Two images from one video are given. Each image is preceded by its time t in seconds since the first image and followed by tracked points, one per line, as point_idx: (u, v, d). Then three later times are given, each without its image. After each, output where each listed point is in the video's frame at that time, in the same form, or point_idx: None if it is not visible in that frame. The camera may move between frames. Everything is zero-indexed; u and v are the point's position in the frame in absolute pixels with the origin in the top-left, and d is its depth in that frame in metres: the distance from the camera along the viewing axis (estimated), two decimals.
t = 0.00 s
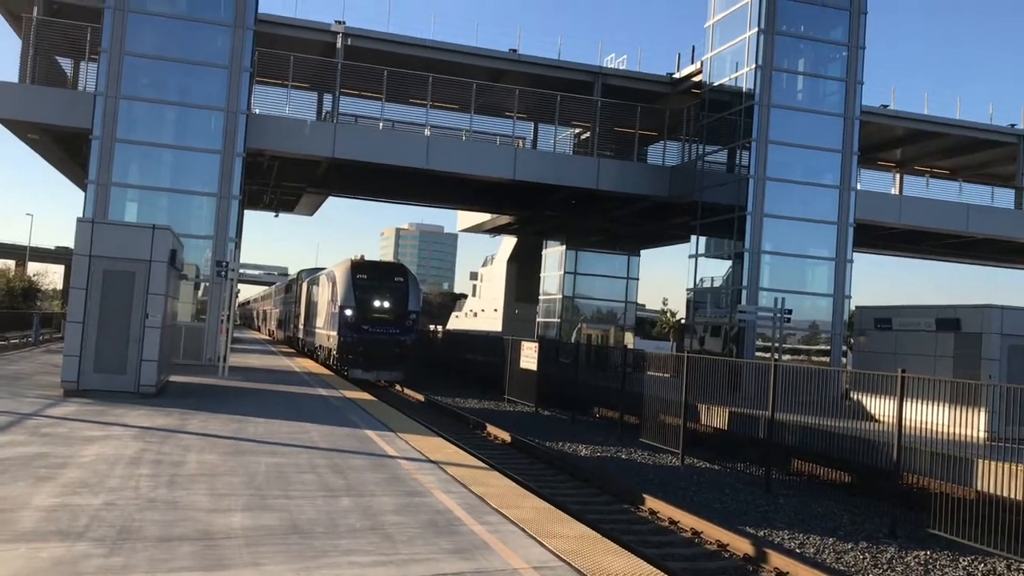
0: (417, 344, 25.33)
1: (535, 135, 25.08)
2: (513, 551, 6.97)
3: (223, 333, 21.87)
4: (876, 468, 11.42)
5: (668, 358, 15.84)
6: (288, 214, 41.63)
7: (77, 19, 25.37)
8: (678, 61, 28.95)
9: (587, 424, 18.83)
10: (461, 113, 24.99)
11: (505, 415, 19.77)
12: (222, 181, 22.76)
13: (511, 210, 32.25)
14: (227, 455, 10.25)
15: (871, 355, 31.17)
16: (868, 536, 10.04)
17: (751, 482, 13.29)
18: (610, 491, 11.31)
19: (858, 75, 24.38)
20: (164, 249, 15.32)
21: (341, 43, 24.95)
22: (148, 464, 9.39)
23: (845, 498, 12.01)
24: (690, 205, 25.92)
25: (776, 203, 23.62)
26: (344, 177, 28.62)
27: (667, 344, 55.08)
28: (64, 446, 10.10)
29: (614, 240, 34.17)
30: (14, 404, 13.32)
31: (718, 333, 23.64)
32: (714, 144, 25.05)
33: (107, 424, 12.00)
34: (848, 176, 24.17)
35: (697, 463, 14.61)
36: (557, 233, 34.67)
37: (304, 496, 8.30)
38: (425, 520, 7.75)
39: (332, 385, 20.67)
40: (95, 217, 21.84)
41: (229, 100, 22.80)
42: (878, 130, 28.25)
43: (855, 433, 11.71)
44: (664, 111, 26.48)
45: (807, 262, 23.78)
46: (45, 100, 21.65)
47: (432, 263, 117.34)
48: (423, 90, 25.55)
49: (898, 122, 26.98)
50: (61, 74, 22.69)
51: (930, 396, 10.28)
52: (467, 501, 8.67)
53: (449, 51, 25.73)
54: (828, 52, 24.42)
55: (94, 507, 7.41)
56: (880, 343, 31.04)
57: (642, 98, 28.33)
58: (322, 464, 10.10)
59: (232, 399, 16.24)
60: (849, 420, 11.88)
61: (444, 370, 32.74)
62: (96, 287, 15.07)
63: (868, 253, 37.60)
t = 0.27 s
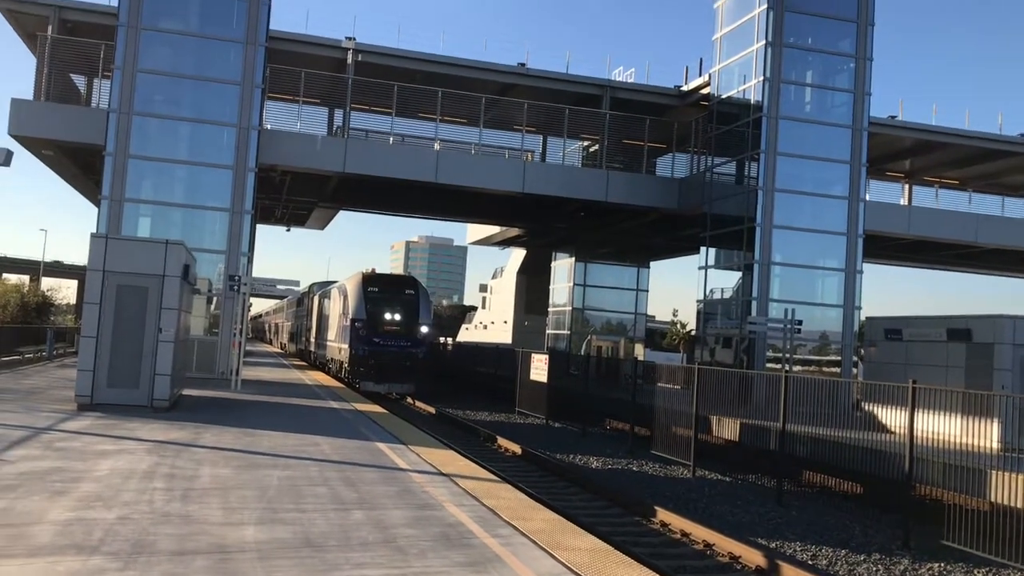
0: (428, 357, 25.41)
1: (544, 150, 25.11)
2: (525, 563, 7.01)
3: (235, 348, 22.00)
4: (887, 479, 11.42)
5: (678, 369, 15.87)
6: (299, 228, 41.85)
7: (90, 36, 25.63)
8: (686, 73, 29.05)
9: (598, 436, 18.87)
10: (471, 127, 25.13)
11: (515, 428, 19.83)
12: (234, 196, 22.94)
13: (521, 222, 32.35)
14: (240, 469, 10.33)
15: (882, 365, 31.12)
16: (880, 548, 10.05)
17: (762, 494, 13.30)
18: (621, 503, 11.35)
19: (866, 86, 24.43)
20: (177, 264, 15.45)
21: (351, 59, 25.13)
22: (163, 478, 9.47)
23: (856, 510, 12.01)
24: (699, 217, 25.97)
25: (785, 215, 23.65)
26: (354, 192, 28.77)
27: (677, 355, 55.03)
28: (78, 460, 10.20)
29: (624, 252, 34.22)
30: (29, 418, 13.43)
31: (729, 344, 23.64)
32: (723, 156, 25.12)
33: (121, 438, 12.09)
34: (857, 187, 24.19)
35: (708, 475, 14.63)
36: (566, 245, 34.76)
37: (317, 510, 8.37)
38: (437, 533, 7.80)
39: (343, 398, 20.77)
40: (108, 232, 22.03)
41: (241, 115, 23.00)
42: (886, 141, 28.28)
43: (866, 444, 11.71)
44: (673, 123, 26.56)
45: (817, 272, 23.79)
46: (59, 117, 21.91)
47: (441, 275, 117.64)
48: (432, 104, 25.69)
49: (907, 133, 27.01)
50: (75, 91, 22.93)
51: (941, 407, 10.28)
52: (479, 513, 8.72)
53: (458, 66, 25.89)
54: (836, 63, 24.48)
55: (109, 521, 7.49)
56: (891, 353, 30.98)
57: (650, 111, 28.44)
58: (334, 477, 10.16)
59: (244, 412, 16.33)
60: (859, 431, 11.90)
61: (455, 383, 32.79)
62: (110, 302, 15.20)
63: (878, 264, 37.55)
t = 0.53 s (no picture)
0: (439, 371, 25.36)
1: (553, 162, 25.11)
2: None
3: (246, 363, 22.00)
4: (901, 492, 11.29)
5: (689, 382, 15.80)
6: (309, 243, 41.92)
7: (101, 53, 25.78)
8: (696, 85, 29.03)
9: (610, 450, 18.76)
10: (480, 140, 25.15)
11: (526, 441, 19.75)
12: (243, 211, 22.98)
13: (531, 235, 32.32)
14: (250, 484, 10.29)
15: (895, 376, 30.93)
16: (896, 562, 9.93)
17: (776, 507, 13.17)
18: (633, 517, 11.25)
19: (877, 95, 24.34)
20: (187, 279, 15.46)
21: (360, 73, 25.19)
22: (173, 494, 9.44)
23: (871, 523, 11.88)
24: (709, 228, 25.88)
25: (796, 225, 23.54)
26: (364, 205, 28.81)
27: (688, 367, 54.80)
28: (89, 476, 10.17)
29: (634, 264, 34.13)
30: (40, 434, 13.42)
31: (741, 356, 23.51)
32: (733, 167, 25.07)
33: (131, 454, 12.07)
34: (868, 197, 24.08)
35: (721, 488, 14.52)
36: (576, 258, 34.71)
37: (328, 525, 8.31)
38: (448, 548, 7.74)
39: (353, 412, 20.73)
40: (119, 248, 22.07)
41: (251, 131, 23.06)
42: (897, 151, 28.17)
43: (879, 456, 11.59)
44: (682, 135, 26.51)
45: (829, 283, 23.66)
46: (70, 134, 22.03)
47: (451, 288, 117.64)
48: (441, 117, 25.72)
49: (918, 142, 26.90)
50: (86, 108, 23.05)
51: (956, 419, 10.17)
52: (490, 528, 8.65)
53: (467, 79, 25.93)
54: (846, 73, 24.41)
55: (120, 537, 7.45)
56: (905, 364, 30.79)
57: (660, 122, 28.41)
58: (345, 492, 10.11)
59: (255, 427, 16.30)
60: (873, 444, 11.78)
61: (466, 396, 32.72)
62: (121, 317, 15.22)
63: (891, 274, 37.35)
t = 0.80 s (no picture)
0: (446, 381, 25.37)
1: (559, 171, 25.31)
2: None
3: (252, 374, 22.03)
4: (909, 502, 11.23)
5: (696, 392, 15.78)
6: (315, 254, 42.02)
7: (108, 66, 25.93)
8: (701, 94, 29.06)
9: (617, 460, 18.73)
10: (485, 151, 25.21)
11: (533, 452, 19.73)
12: (250, 223, 23.04)
13: (536, 245, 32.34)
14: (258, 496, 10.30)
15: (903, 386, 30.85)
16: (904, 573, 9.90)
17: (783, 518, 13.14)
18: (640, 528, 11.23)
19: (882, 105, 24.34)
20: (194, 291, 15.51)
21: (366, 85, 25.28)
22: (181, 506, 9.45)
23: (879, 534, 11.83)
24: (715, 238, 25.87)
25: (802, 235, 23.53)
26: (370, 217, 28.88)
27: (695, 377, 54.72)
28: (97, 488, 10.20)
29: (640, 274, 34.13)
30: (47, 447, 13.46)
31: (747, 366, 23.48)
32: (739, 177, 25.08)
33: (139, 465, 12.09)
34: (874, 207, 24.06)
35: (728, 499, 14.49)
36: (582, 268, 34.73)
37: (335, 537, 8.31)
38: (455, 560, 7.73)
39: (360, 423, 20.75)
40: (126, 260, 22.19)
41: (257, 143, 23.15)
42: (903, 160, 28.17)
43: (888, 466, 11.55)
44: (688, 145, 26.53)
45: (836, 293, 23.63)
46: (78, 147, 22.16)
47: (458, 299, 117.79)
48: (447, 128, 25.80)
49: (924, 151, 26.89)
50: (93, 121, 23.18)
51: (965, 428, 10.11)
52: (497, 540, 8.64)
53: (472, 91, 26.01)
54: (851, 83, 24.41)
55: (127, 550, 7.46)
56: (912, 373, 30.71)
57: (665, 132, 28.40)
58: (352, 504, 10.11)
59: (261, 439, 16.32)
60: (882, 453, 11.71)
61: (473, 407, 32.71)
62: (128, 329, 15.27)
63: (898, 283, 37.28)
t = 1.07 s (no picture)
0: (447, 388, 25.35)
1: (560, 177, 25.29)
2: None
3: (253, 381, 22.02)
4: (910, 509, 11.20)
5: (697, 399, 15.77)
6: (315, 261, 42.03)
7: (108, 74, 25.97)
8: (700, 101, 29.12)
9: (617, 467, 18.70)
10: (486, 158, 25.23)
11: (534, 459, 19.71)
12: (250, 230, 23.06)
13: (537, 252, 32.35)
14: (258, 504, 10.27)
15: (904, 392, 30.84)
16: None
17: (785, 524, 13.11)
18: (642, 535, 11.19)
19: (882, 111, 24.36)
20: (195, 299, 15.51)
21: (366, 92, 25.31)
22: (181, 513, 9.43)
23: (881, 540, 11.81)
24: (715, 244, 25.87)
25: (802, 241, 23.54)
26: (371, 224, 28.88)
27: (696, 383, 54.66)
28: (97, 496, 10.18)
29: (641, 280, 34.13)
30: (48, 455, 13.43)
31: (748, 372, 23.47)
32: (739, 183, 25.10)
33: (139, 473, 12.08)
34: (874, 213, 24.07)
35: (730, 505, 14.46)
36: (582, 275, 34.73)
37: (336, 544, 8.30)
38: (456, 567, 7.71)
39: (361, 430, 20.72)
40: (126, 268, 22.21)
41: (258, 150, 23.17)
42: (903, 166, 28.18)
43: (889, 472, 11.52)
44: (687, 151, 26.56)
45: (836, 299, 23.63)
46: (78, 155, 22.18)
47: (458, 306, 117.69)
48: (447, 136, 25.81)
49: (923, 157, 26.92)
50: (94, 129, 23.21)
51: (966, 434, 10.09)
52: (498, 547, 8.62)
53: (472, 98, 26.03)
54: (850, 89, 24.44)
55: (128, 558, 7.45)
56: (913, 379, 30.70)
57: (665, 139, 28.46)
58: (352, 511, 10.09)
59: (262, 446, 16.30)
60: (883, 460, 11.70)
61: (474, 414, 32.67)
62: (129, 337, 15.26)
63: (898, 289, 37.26)
